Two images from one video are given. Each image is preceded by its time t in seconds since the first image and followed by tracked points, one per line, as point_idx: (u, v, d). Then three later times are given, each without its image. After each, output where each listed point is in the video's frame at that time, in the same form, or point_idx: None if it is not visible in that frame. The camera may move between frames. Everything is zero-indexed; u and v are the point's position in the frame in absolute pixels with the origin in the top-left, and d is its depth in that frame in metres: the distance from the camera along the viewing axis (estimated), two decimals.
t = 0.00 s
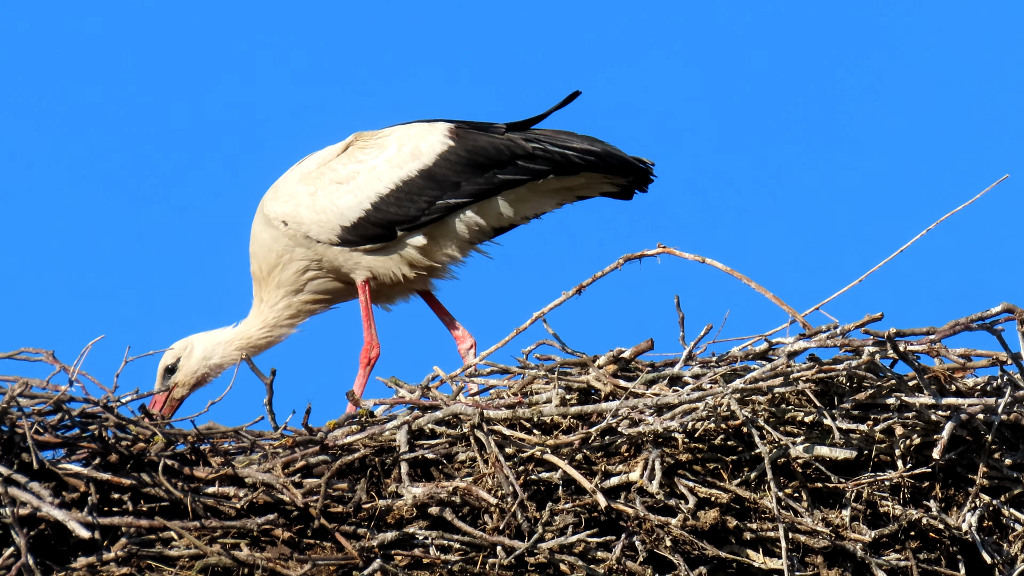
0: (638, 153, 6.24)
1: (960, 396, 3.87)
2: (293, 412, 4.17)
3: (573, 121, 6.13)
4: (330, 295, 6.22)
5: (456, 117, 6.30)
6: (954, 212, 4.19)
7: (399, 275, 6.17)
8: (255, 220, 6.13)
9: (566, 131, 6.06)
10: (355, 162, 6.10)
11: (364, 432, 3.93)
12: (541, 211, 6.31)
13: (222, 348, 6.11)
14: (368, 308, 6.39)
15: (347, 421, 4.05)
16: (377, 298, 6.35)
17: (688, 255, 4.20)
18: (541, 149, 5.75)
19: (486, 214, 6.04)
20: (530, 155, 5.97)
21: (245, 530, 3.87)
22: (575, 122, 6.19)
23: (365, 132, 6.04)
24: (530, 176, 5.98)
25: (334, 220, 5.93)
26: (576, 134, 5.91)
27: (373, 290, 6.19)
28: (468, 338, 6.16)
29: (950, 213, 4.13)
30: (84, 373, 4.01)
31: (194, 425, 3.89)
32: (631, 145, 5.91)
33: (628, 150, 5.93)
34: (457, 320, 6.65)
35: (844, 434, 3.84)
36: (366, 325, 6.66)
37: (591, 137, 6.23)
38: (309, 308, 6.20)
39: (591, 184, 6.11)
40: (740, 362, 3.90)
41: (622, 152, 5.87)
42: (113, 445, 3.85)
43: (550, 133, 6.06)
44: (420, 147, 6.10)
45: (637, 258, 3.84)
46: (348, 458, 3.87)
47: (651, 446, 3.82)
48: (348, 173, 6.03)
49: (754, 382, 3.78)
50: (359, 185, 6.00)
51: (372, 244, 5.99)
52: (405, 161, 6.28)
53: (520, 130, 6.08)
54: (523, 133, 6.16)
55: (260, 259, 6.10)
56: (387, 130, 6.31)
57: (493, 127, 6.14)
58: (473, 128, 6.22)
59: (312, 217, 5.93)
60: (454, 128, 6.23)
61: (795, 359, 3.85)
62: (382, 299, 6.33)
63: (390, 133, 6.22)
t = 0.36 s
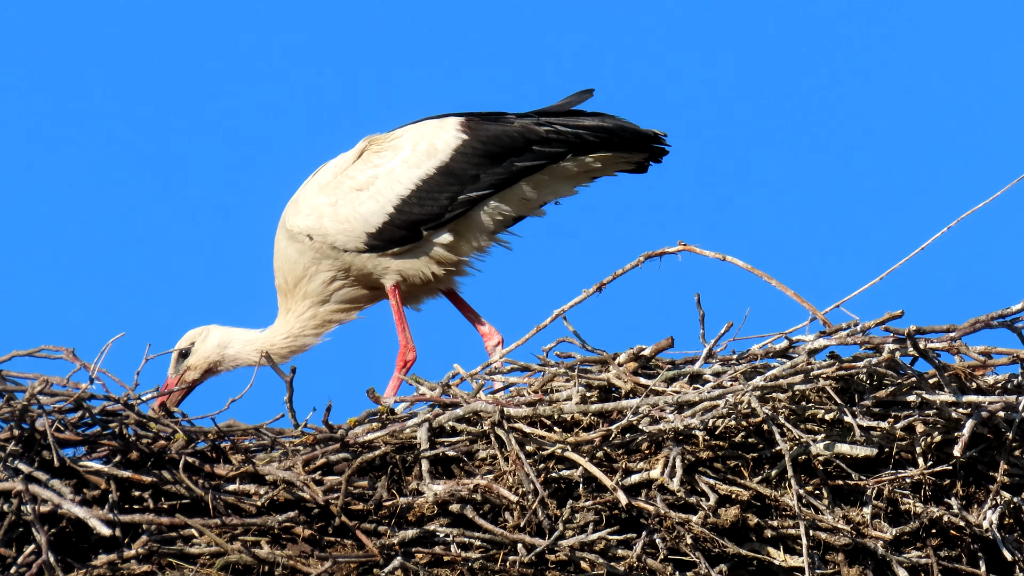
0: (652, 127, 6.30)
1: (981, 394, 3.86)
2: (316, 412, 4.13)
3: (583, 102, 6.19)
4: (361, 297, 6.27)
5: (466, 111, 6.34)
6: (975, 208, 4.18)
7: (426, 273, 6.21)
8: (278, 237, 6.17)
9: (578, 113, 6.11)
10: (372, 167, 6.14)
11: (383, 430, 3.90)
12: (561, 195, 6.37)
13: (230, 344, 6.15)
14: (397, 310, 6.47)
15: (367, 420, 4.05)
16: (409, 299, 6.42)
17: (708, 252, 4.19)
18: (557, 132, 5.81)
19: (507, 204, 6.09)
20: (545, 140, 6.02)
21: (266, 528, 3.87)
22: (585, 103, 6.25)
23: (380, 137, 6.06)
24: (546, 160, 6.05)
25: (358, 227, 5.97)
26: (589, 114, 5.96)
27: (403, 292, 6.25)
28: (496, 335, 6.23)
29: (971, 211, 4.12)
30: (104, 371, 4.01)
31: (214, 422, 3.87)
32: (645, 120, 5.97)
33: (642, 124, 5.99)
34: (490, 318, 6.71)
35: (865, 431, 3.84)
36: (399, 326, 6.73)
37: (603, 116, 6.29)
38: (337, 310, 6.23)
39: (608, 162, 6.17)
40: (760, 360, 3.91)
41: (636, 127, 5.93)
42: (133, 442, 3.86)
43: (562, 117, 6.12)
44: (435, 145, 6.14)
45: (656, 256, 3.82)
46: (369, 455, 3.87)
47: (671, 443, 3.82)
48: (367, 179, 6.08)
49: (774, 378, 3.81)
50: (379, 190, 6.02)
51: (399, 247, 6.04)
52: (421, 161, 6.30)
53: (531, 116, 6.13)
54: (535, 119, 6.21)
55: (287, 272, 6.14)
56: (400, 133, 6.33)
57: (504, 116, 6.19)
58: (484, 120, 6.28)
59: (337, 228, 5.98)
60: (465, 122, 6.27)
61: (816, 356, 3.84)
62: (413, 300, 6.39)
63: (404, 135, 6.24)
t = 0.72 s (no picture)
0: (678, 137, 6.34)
1: (1004, 394, 3.86)
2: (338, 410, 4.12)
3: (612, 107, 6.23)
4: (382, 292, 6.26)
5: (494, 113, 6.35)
6: (998, 208, 4.19)
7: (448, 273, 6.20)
8: (302, 229, 6.18)
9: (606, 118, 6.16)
10: (398, 165, 6.14)
11: (408, 429, 3.92)
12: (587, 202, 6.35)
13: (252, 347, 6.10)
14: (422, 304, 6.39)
15: (390, 418, 4.04)
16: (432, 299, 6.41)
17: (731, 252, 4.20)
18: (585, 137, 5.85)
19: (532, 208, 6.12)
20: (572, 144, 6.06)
21: (289, 527, 3.87)
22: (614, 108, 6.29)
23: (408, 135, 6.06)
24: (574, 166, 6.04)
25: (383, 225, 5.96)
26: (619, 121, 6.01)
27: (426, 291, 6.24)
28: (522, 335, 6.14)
29: (994, 210, 4.13)
30: (127, 371, 4.00)
31: (238, 422, 3.88)
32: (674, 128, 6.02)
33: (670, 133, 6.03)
34: (518, 322, 6.64)
35: (888, 431, 3.84)
36: (422, 324, 6.65)
37: (631, 124, 6.33)
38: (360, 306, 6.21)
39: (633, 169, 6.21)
40: (784, 359, 3.92)
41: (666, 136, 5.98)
42: (157, 442, 3.87)
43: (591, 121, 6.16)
44: (462, 146, 6.13)
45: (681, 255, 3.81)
46: (392, 455, 3.87)
47: (695, 442, 3.82)
48: (393, 177, 6.07)
49: (798, 378, 3.80)
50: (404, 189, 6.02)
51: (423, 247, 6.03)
52: (447, 161, 6.29)
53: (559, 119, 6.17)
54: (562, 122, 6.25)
55: (308, 263, 6.15)
56: (428, 132, 6.33)
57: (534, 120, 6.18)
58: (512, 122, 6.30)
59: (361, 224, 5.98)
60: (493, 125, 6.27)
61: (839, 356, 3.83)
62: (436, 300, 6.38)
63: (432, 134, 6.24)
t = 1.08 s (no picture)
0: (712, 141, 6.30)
1: None
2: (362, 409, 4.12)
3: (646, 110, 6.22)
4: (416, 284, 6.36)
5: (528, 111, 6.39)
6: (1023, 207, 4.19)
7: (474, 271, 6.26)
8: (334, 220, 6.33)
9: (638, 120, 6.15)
10: (429, 161, 6.21)
11: (434, 426, 3.93)
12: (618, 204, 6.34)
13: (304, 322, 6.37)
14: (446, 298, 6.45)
15: (415, 416, 4.04)
16: (462, 292, 6.51)
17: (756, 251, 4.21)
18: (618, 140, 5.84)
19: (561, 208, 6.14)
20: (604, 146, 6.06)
21: (314, 526, 3.88)
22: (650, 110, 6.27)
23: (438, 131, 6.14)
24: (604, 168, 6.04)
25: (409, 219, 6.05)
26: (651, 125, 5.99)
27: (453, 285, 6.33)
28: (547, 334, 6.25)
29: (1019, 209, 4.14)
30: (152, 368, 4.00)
31: (263, 420, 3.87)
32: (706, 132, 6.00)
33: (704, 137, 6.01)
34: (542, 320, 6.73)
35: (914, 429, 3.84)
36: (441, 319, 6.70)
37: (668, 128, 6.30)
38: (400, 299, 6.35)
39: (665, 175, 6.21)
40: (809, 357, 3.92)
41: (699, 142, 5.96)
42: (182, 440, 3.86)
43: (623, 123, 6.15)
44: (492, 143, 6.17)
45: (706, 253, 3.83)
46: (416, 453, 3.90)
47: (720, 440, 3.81)
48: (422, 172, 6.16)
49: (823, 375, 3.80)
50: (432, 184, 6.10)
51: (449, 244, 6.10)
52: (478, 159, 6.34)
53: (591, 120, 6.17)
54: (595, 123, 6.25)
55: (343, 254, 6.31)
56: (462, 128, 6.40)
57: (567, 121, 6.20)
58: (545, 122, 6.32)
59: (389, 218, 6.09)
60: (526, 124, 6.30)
61: (863, 352, 3.84)
62: (466, 294, 6.47)
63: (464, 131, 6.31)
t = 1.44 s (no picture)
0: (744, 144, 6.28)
1: None
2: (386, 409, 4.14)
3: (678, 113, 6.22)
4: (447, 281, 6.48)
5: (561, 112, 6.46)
6: None
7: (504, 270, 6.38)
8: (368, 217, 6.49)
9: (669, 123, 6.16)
10: (460, 160, 6.33)
11: (457, 427, 3.94)
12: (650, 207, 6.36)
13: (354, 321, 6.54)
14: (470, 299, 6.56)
15: (439, 417, 4.05)
16: (495, 291, 6.62)
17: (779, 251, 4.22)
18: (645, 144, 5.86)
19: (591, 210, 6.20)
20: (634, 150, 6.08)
21: (336, 526, 3.87)
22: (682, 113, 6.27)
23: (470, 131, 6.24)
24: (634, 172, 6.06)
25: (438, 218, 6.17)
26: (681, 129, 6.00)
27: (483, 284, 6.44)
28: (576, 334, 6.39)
29: None
30: (175, 368, 4.01)
31: (286, 421, 3.88)
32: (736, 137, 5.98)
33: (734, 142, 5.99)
34: (568, 319, 6.88)
35: (937, 428, 3.85)
36: (463, 319, 6.82)
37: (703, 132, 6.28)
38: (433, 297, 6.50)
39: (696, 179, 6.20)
40: (833, 357, 3.94)
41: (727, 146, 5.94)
42: (206, 441, 3.87)
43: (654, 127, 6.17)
44: (524, 145, 6.26)
45: (728, 254, 3.86)
46: (440, 453, 3.89)
47: (743, 441, 3.81)
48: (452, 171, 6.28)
49: (847, 376, 3.80)
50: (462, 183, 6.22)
51: (476, 244, 6.21)
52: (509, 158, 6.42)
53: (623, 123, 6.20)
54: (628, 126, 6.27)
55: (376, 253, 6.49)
56: (495, 127, 6.50)
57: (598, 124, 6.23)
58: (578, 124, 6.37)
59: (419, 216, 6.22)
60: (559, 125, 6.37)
61: (886, 354, 3.85)
62: (498, 293, 6.57)
63: (496, 130, 6.40)
